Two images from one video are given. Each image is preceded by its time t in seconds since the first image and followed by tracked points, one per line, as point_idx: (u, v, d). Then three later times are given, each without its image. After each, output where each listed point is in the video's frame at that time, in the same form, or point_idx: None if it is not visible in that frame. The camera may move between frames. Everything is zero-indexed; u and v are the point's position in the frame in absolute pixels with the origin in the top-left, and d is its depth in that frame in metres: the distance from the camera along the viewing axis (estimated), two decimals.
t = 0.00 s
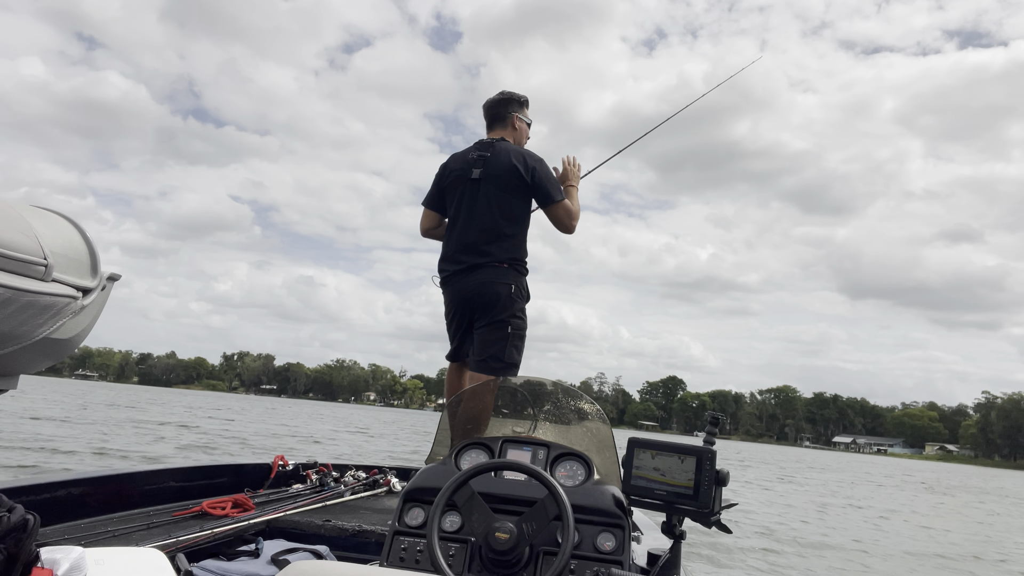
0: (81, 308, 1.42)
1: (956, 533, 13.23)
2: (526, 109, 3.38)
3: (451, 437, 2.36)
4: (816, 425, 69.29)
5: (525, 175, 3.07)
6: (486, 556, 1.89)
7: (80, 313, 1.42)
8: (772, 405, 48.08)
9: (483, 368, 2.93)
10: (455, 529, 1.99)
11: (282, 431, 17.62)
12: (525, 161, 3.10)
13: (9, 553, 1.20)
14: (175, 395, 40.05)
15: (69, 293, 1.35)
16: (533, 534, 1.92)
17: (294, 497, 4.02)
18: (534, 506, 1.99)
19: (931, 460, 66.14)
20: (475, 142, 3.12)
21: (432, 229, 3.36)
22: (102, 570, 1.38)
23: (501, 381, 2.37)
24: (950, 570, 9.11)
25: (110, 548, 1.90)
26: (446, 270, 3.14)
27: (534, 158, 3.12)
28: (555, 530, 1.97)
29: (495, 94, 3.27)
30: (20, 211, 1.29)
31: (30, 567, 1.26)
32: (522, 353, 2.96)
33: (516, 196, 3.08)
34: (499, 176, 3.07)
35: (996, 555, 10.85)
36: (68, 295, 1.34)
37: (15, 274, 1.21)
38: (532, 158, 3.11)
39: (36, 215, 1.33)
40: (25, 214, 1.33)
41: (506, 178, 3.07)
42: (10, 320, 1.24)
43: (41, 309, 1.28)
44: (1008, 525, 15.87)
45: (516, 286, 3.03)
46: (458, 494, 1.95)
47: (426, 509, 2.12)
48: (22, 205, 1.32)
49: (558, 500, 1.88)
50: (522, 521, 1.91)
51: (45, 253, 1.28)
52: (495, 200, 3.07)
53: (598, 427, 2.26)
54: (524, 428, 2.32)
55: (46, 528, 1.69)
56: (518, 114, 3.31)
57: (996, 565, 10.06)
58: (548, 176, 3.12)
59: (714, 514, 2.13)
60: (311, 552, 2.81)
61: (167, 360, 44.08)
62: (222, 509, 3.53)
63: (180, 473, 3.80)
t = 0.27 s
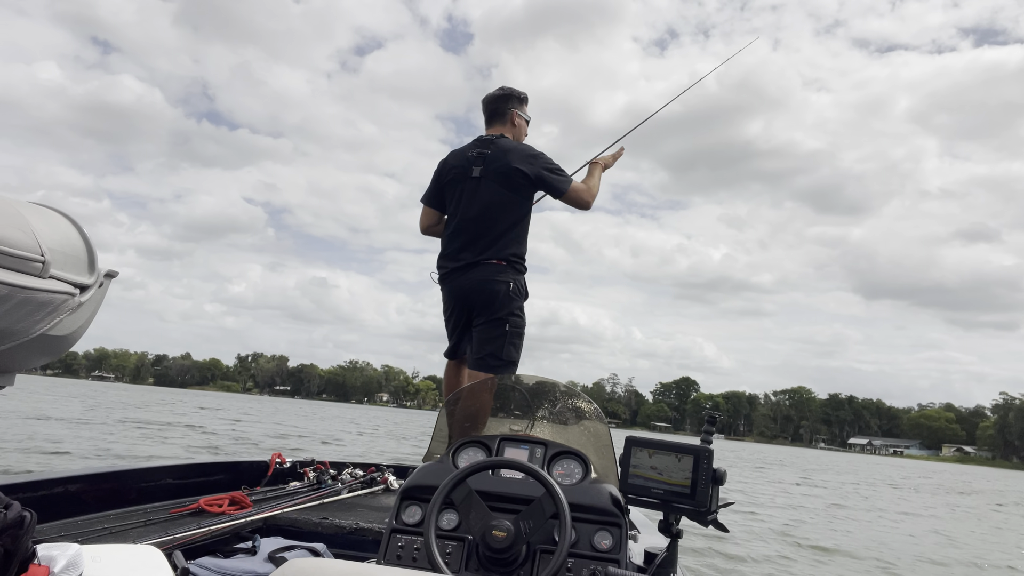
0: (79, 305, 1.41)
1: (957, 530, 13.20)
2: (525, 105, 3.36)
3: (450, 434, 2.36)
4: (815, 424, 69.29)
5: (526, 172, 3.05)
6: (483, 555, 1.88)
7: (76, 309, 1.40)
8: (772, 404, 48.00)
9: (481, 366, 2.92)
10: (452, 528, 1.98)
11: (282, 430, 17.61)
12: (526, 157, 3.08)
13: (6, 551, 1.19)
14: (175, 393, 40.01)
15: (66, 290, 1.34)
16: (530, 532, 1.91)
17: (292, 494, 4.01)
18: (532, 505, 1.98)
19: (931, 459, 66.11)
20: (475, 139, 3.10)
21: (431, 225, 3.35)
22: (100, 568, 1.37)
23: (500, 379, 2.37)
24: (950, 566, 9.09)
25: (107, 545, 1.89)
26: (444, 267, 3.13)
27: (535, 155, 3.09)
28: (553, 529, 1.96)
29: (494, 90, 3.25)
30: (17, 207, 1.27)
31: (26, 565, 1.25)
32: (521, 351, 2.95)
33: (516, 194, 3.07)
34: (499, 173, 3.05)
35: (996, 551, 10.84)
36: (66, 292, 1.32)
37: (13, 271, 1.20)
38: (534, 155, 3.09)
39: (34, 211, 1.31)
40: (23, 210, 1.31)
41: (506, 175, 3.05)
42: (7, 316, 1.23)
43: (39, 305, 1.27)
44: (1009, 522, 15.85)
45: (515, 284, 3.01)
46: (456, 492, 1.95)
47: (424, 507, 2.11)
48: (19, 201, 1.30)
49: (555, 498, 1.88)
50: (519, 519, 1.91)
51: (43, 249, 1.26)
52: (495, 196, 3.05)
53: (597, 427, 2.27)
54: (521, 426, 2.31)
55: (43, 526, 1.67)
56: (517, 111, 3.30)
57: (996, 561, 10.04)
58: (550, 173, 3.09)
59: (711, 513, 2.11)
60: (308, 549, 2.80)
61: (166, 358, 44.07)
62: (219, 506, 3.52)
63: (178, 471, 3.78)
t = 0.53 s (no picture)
0: (77, 305, 1.40)
1: (957, 530, 13.19)
2: (526, 105, 3.37)
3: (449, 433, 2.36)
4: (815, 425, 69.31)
5: (527, 173, 3.05)
6: (482, 554, 1.87)
7: (74, 309, 1.38)
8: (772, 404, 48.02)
9: (479, 365, 2.91)
10: (450, 528, 1.97)
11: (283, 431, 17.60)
12: (527, 158, 3.08)
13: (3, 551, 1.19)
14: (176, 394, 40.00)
15: (65, 290, 1.33)
16: (528, 532, 1.91)
17: (290, 494, 4.01)
18: (530, 504, 1.97)
19: (930, 460, 66.17)
20: (476, 139, 3.10)
21: (431, 225, 3.35)
22: (97, 568, 1.37)
23: (501, 379, 2.36)
24: (950, 567, 9.08)
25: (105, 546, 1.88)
26: (443, 266, 3.13)
27: (537, 157, 3.09)
28: (551, 528, 1.95)
29: (495, 89, 3.25)
30: (15, 207, 1.26)
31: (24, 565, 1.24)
32: (519, 352, 2.94)
33: (516, 194, 3.06)
34: (500, 173, 3.05)
35: (995, 552, 10.84)
36: (64, 292, 1.31)
37: (12, 272, 1.19)
38: (536, 157, 3.09)
39: (32, 211, 1.30)
40: (21, 210, 1.30)
41: (507, 176, 3.04)
42: (5, 316, 1.22)
43: (37, 306, 1.26)
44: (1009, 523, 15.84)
45: (514, 284, 3.01)
46: (454, 492, 1.94)
47: (422, 507, 2.11)
48: (17, 201, 1.29)
49: (553, 497, 1.87)
50: (517, 519, 1.90)
51: (41, 249, 1.25)
52: (496, 196, 3.05)
53: (596, 427, 2.27)
54: (520, 426, 2.31)
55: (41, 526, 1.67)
56: (518, 111, 3.30)
57: (996, 562, 10.04)
58: (551, 174, 3.09)
59: (710, 513, 2.11)
60: (306, 549, 2.80)
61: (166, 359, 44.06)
62: (217, 506, 3.51)
63: (176, 471, 3.78)
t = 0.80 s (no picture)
0: (73, 308, 1.41)
1: (957, 531, 13.16)
2: (525, 109, 3.39)
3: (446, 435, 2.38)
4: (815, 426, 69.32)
5: (526, 176, 3.06)
6: (480, 558, 1.88)
7: (70, 311, 1.40)
8: (773, 405, 47.96)
9: (477, 367, 2.92)
10: (448, 530, 1.99)
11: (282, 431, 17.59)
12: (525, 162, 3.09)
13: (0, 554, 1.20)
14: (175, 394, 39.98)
15: (61, 292, 1.34)
16: (526, 534, 1.92)
17: (287, 497, 4.01)
18: (527, 507, 1.99)
19: (930, 460, 66.13)
20: (475, 142, 3.12)
21: (430, 227, 3.37)
22: (94, 570, 1.38)
23: (498, 380, 2.39)
24: (950, 568, 9.07)
25: (102, 549, 1.89)
26: (443, 268, 3.14)
27: (537, 161, 3.11)
28: (548, 530, 1.97)
29: (494, 92, 3.27)
30: (12, 209, 1.28)
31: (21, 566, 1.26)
32: (517, 354, 2.96)
33: (516, 197, 3.08)
34: (499, 176, 3.07)
35: (996, 553, 10.82)
36: (60, 294, 1.32)
37: (9, 274, 1.21)
38: (535, 161, 3.11)
39: (28, 214, 1.32)
40: (18, 213, 1.32)
41: (506, 179, 3.06)
42: (3, 318, 1.23)
43: (34, 308, 1.27)
44: (1010, 524, 15.81)
45: (512, 287, 3.03)
46: (452, 494, 1.96)
47: (420, 510, 2.12)
48: (14, 204, 1.31)
49: (551, 499, 1.89)
50: (515, 522, 1.91)
51: (37, 252, 1.27)
52: (495, 199, 3.07)
53: (593, 428, 2.28)
54: (519, 428, 2.33)
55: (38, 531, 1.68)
56: (518, 115, 3.32)
57: (996, 563, 10.03)
58: (550, 179, 3.11)
59: (707, 514, 2.13)
60: (304, 552, 2.81)
61: (167, 359, 44.08)
62: (215, 509, 3.52)
63: (173, 473, 3.78)
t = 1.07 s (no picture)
0: (70, 310, 1.40)
1: (955, 533, 13.15)
2: (522, 113, 3.40)
3: (442, 438, 2.37)
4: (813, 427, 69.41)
5: (521, 178, 3.06)
6: (476, 560, 1.88)
7: (67, 312, 1.38)
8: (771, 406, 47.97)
9: (472, 369, 2.92)
10: (444, 532, 1.99)
11: (278, 430, 17.56)
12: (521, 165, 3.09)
13: None
14: (171, 394, 39.91)
15: (58, 294, 1.33)
16: (523, 537, 1.91)
17: (283, 499, 4.00)
18: (524, 509, 1.98)
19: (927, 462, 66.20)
20: (471, 145, 3.12)
21: (426, 231, 3.36)
22: (89, 572, 1.37)
23: (494, 383, 2.39)
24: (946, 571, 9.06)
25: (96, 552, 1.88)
26: (438, 271, 3.14)
27: (532, 164, 3.11)
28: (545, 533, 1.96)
29: (490, 96, 3.27)
30: (7, 209, 1.27)
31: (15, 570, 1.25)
32: (512, 356, 2.95)
33: (511, 200, 3.08)
34: (495, 179, 3.07)
35: (993, 555, 10.81)
36: (57, 295, 1.32)
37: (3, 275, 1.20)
38: (530, 164, 3.11)
39: (25, 215, 1.31)
40: (13, 213, 1.31)
41: (501, 182, 3.06)
42: None
43: (29, 310, 1.26)
44: (1008, 526, 15.79)
45: (508, 290, 3.03)
46: (449, 497, 1.95)
47: (416, 512, 2.11)
48: (10, 205, 1.30)
49: (547, 502, 1.88)
50: (512, 524, 1.91)
51: (32, 253, 1.26)
52: (490, 202, 3.06)
53: (589, 430, 2.28)
54: (514, 430, 2.33)
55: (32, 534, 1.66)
56: (515, 118, 3.32)
57: (993, 565, 10.02)
58: (546, 181, 3.12)
59: (703, 517, 2.12)
60: (299, 555, 2.80)
61: (165, 360, 44.04)
62: (210, 511, 3.51)
63: (169, 476, 3.77)
